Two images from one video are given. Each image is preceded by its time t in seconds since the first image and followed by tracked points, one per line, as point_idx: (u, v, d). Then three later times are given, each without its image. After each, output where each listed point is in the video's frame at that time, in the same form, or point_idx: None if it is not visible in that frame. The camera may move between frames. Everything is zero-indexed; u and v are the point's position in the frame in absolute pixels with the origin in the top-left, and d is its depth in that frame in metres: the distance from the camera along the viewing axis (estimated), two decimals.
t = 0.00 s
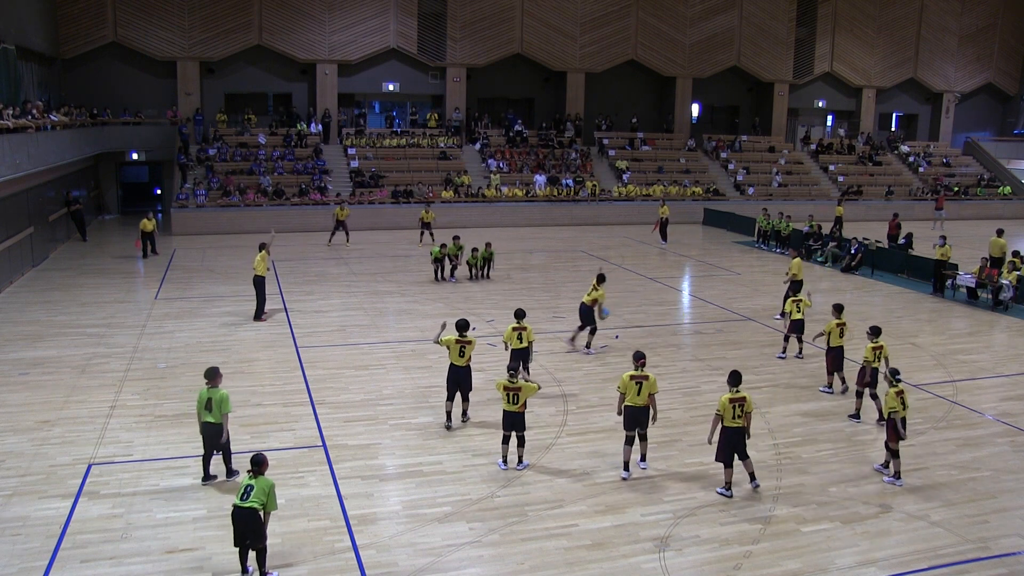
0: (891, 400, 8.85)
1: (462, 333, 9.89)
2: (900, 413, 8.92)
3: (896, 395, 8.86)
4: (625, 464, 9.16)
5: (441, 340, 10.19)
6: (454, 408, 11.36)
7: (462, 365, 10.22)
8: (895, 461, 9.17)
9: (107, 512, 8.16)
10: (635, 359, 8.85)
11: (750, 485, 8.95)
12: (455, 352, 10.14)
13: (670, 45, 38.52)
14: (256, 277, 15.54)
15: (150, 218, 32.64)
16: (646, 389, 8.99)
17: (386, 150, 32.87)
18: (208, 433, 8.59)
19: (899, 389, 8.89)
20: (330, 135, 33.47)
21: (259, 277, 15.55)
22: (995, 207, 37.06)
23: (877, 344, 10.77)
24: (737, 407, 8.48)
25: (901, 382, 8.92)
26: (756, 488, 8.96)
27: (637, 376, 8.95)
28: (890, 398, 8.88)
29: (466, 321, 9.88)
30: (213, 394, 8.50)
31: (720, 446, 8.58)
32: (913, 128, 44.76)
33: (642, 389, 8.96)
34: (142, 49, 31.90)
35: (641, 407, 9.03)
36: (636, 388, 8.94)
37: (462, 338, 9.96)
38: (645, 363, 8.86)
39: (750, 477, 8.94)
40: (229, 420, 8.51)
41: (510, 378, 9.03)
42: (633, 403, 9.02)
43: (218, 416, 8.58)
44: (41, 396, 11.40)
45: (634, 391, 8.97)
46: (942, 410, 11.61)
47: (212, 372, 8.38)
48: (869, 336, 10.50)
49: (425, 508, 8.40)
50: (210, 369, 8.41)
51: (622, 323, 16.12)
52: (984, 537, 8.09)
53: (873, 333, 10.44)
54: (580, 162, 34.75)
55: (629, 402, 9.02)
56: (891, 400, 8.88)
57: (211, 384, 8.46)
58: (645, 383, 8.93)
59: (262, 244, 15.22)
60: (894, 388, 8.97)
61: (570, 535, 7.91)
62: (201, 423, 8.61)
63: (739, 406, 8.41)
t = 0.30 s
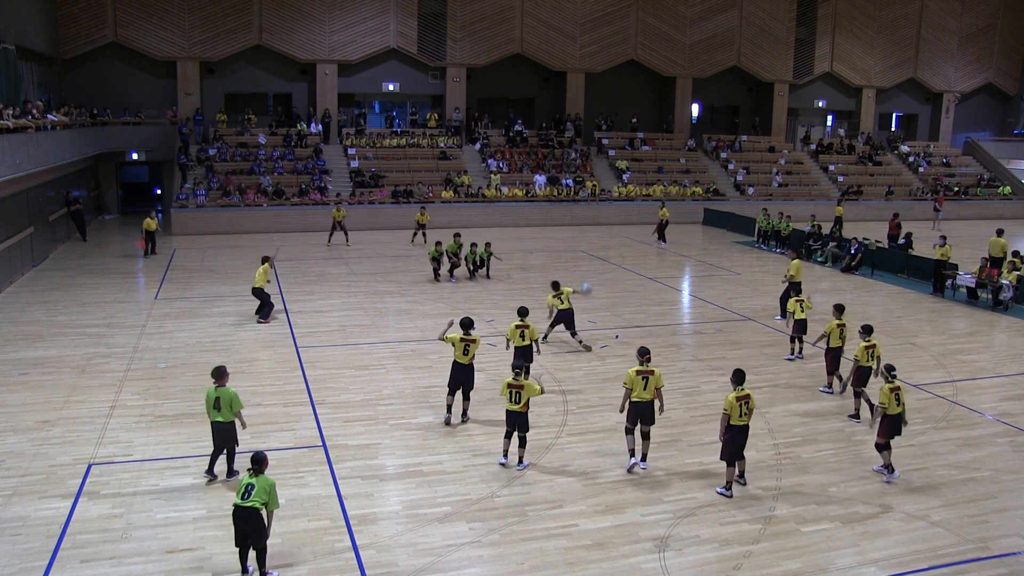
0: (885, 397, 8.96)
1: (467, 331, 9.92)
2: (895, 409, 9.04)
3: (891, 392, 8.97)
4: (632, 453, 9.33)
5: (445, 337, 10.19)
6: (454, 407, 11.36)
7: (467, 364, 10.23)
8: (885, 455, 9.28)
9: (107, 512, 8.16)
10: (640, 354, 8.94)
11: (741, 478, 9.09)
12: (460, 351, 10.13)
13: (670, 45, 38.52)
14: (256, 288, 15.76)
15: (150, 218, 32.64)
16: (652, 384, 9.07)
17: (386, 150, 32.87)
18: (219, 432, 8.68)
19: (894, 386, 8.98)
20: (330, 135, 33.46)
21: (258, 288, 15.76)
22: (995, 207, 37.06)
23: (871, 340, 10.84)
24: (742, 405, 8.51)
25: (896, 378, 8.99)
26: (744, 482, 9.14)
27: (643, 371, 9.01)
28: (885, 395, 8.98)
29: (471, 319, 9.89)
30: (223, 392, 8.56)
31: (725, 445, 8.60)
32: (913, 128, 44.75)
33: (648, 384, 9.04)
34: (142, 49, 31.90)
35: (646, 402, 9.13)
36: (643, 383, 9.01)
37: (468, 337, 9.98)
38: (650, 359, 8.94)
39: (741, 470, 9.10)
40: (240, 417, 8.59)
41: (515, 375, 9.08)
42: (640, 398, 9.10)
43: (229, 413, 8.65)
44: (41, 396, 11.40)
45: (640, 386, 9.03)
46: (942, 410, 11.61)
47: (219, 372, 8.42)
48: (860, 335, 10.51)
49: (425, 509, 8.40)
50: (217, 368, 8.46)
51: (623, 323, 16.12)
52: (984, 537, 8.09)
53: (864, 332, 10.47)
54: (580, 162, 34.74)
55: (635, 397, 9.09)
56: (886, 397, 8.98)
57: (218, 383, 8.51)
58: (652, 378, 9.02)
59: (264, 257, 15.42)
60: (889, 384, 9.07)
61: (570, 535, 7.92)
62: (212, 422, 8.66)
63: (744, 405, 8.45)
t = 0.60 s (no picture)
0: (881, 393, 9.05)
1: (468, 331, 9.93)
2: (889, 407, 9.10)
3: (888, 389, 9.05)
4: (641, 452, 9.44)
5: (445, 337, 10.19)
6: (454, 407, 11.36)
7: (467, 364, 10.24)
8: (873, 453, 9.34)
9: (107, 512, 8.16)
10: (637, 353, 8.97)
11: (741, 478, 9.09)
12: (461, 351, 10.13)
13: (670, 45, 38.52)
14: (257, 292, 15.80)
15: (150, 219, 32.64)
16: (651, 381, 9.11)
17: (386, 150, 32.88)
18: (221, 430, 8.69)
19: (891, 384, 9.04)
20: (330, 135, 33.46)
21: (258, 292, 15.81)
22: (995, 207, 37.05)
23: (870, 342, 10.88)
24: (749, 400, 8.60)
25: (893, 376, 9.07)
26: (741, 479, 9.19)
27: (642, 368, 9.02)
28: (881, 392, 9.07)
29: (471, 319, 9.86)
30: (224, 391, 8.59)
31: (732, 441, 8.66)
32: (913, 128, 44.75)
33: (647, 382, 9.08)
34: (142, 49, 31.90)
35: (645, 400, 9.17)
36: (642, 381, 9.03)
37: (469, 337, 9.98)
38: (648, 357, 8.97)
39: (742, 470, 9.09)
40: (243, 416, 8.63)
41: (513, 372, 9.10)
42: (639, 397, 9.13)
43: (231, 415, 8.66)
44: (41, 396, 11.40)
45: (639, 384, 9.05)
46: (942, 410, 11.61)
47: (223, 372, 8.44)
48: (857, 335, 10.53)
49: (424, 508, 8.40)
50: (220, 367, 8.48)
51: (622, 323, 16.12)
52: (984, 537, 8.09)
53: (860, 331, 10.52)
54: (579, 162, 34.75)
55: (635, 396, 9.11)
56: (881, 393, 9.07)
57: (222, 382, 8.53)
58: (650, 376, 9.06)
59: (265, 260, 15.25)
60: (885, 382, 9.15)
61: (570, 535, 7.92)
62: (214, 421, 8.67)
63: (752, 400, 8.55)
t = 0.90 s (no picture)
0: (871, 392, 9.05)
1: (465, 331, 9.93)
2: (880, 406, 9.12)
3: (879, 388, 9.05)
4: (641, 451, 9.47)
5: (442, 339, 10.18)
6: (454, 408, 11.36)
7: (466, 364, 10.23)
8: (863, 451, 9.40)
9: (107, 512, 8.16)
10: (628, 351, 8.99)
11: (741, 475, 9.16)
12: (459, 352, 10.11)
13: (670, 45, 38.52)
14: (256, 286, 15.67)
15: (150, 218, 32.64)
16: (642, 379, 9.12)
17: (386, 150, 32.88)
18: (220, 430, 8.67)
19: (881, 383, 9.05)
20: (330, 135, 33.46)
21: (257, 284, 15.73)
22: (995, 207, 37.05)
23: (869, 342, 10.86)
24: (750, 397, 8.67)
25: (885, 376, 9.09)
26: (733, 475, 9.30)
27: (633, 365, 9.01)
28: (871, 391, 9.07)
29: (468, 320, 9.84)
30: (225, 390, 8.60)
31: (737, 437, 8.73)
32: (913, 128, 44.75)
33: (638, 380, 9.09)
34: (142, 49, 31.90)
35: (637, 398, 9.18)
36: (633, 379, 9.02)
37: (465, 336, 9.96)
38: (639, 355, 8.99)
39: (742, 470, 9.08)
40: (242, 415, 8.65)
41: (510, 367, 9.13)
42: (630, 394, 9.15)
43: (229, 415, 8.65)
44: (41, 396, 11.40)
45: (630, 382, 9.05)
46: (942, 410, 11.61)
47: (224, 372, 8.44)
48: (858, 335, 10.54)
49: (424, 508, 8.40)
50: (221, 368, 8.49)
51: (622, 323, 16.12)
52: (984, 537, 8.09)
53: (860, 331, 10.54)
54: (580, 162, 34.76)
55: (626, 393, 9.12)
56: (872, 392, 9.08)
57: (222, 382, 8.53)
58: (641, 374, 9.06)
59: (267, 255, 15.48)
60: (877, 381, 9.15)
61: (570, 535, 7.91)
62: (213, 421, 8.66)
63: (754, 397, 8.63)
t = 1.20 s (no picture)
0: (864, 392, 9.07)
1: (459, 332, 9.90)
2: (871, 406, 9.15)
3: (871, 388, 9.06)
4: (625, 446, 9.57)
5: (437, 341, 10.15)
6: (454, 408, 11.36)
7: (465, 365, 10.21)
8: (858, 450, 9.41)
9: (107, 512, 8.16)
10: (622, 350, 9.02)
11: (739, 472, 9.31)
12: (456, 355, 10.08)
13: (670, 45, 38.52)
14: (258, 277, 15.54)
15: (150, 218, 32.63)
16: (636, 377, 9.14)
17: (386, 150, 32.89)
18: (220, 430, 8.67)
19: (873, 382, 9.06)
20: (330, 135, 33.46)
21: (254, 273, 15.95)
22: (995, 207, 37.05)
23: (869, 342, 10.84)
24: (745, 395, 8.81)
25: (878, 376, 9.10)
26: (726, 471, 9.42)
27: (626, 364, 9.08)
28: (864, 391, 9.08)
29: (462, 322, 9.84)
30: (225, 390, 8.61)
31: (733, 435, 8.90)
32: (913, 128, 44.75)
33: (632, 378, 9.11)
34: (143, 49, 31.90)
35: (634, 397, 9.18)
36: (628, 377, 9.06)
37: (460, 337, 9.94)
38: (633, 353, 9.02)
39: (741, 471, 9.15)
40: (242, 415, 8.64)
41: (516, 365, 9.17)
42: (626, 394, 9.14)
43: (228, 415, 8.65)
44: (41, 396, 11.40)
45: (625, 380, 9.07)
46: (942, 410, 11.61)
47: (224, 372, 8.45)
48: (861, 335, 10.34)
49: (425, 508, 8.40)
50: (222, 367, 8.49)
51: (622, 323, 16.11)
52: (983, 537, 8.09)
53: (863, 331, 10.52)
54: (580, 162, 34.77)
55: (621, 393, 9.12)
56: (864, 392, 9.10)
57: (222, 382, 8.54)
58: (635, 372, 9.11)
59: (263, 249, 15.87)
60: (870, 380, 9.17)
61: (570, 535, 7.92)
62: (212, 421, 8.67)
63: (747, 395, 8.76)
